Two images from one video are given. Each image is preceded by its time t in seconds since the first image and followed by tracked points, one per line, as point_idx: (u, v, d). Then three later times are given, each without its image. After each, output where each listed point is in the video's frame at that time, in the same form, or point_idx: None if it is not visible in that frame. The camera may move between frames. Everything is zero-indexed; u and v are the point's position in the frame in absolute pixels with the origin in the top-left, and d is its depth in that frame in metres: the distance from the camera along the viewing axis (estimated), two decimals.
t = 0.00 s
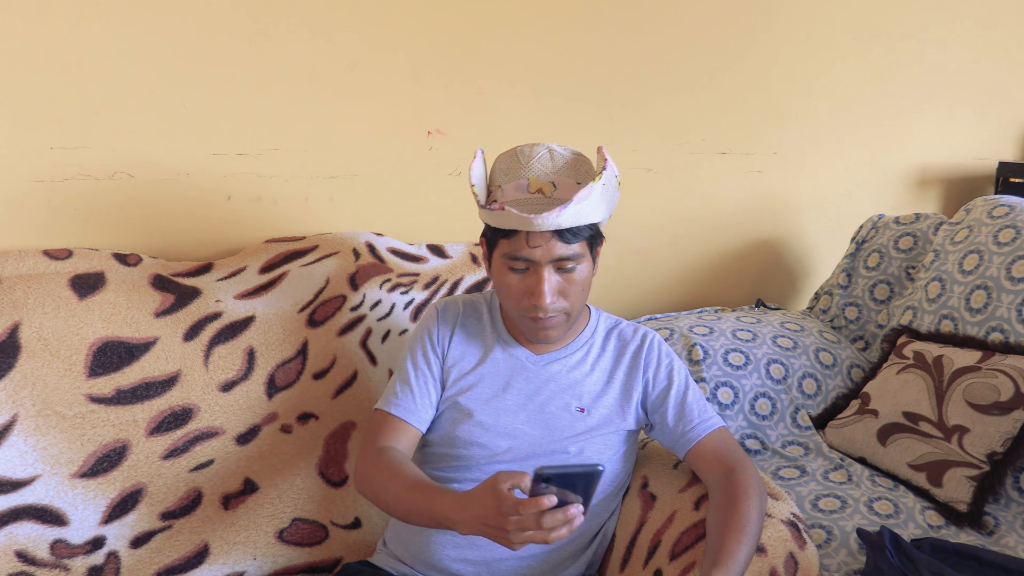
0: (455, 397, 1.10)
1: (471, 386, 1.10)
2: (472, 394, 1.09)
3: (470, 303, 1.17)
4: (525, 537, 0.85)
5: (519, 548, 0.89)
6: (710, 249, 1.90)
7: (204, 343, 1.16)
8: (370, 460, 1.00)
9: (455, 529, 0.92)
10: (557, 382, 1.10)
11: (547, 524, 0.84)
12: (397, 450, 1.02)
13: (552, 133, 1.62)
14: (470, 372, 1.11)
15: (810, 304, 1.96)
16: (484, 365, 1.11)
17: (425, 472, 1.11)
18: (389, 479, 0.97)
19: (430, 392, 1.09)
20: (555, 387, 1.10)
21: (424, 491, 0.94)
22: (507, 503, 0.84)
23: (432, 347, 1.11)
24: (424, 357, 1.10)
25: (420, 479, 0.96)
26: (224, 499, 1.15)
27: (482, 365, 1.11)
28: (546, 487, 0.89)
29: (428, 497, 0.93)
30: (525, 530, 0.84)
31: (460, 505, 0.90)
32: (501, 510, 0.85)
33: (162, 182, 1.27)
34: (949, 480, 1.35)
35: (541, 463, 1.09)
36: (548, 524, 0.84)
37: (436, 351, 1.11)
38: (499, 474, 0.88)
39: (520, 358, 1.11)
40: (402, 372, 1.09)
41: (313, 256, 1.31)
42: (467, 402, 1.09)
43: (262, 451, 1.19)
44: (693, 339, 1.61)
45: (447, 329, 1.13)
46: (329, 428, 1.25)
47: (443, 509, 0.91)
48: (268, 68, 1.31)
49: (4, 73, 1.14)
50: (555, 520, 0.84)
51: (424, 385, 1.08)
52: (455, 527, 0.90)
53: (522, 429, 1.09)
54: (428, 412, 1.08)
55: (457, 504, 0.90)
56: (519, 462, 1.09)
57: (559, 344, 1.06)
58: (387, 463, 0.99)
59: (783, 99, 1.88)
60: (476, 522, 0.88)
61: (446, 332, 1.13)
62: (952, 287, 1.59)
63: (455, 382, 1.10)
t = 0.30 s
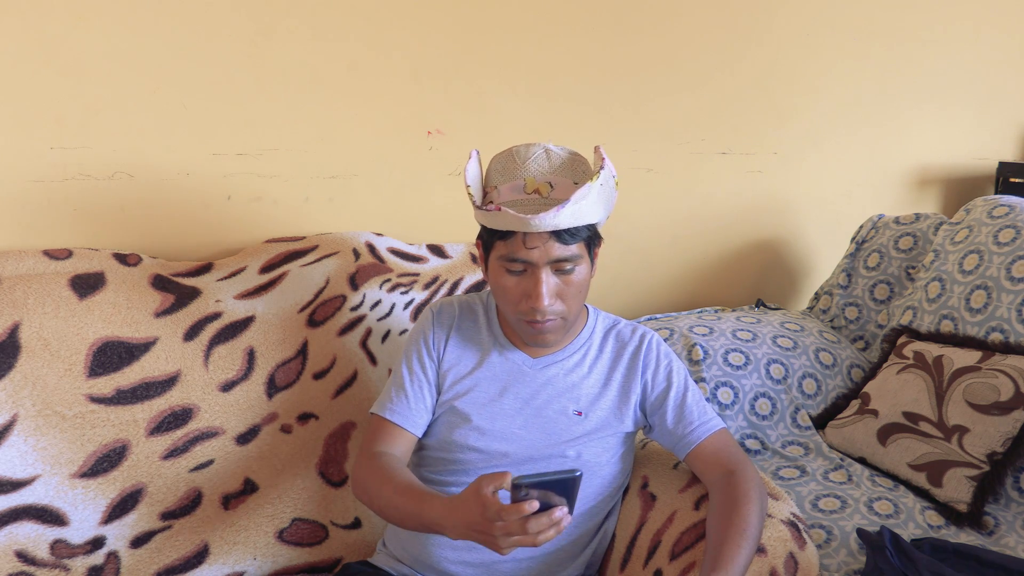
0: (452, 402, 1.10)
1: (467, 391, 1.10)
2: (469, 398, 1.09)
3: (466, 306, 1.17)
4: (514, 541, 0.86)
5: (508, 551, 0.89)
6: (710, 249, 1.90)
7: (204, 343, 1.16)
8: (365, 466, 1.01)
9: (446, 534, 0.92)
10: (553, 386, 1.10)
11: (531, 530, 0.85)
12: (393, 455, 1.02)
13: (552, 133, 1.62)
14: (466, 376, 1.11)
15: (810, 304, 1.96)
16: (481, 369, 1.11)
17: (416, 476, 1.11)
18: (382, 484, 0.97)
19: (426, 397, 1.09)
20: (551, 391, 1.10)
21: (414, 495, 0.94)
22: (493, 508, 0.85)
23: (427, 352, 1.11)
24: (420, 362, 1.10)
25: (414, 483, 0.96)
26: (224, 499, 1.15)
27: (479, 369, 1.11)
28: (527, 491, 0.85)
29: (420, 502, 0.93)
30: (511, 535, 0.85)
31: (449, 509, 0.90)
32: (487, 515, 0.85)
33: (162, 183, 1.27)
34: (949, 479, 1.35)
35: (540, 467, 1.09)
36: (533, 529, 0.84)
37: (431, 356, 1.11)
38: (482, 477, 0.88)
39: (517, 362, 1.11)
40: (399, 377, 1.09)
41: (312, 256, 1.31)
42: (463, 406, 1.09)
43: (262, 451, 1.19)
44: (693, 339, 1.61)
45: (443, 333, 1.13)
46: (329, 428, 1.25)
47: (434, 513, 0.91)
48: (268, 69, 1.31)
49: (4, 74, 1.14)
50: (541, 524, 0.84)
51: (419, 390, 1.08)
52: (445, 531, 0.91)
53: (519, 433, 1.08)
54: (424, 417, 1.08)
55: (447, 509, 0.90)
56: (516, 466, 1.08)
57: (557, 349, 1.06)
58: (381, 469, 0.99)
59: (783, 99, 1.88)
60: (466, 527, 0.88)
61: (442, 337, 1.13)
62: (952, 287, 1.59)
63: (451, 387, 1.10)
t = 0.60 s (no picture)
0: (454, 401, 1.10)
1: (469, 391, 1.10)
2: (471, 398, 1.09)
3: (468, 305, 1.17)
4: (519, 547, 0.86)
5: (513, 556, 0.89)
6: (710, 249, 1.90)
7: (204, 343, 1.16)
8: (368, 466, 1.01)
9: (449, 535, 0.92)
10: (555, 386, 1.10)
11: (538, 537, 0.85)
12: (395, 454, 1.02)
13: (552, 133, 1.62)
14: (468, 376, 1.10)
15: (810, 304, 1.96)
16: (482, 369, 1.10)
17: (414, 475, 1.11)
18: (386, 484, 0.97)
19: (428, 396, 1.09)
20: (553, 391, 1.10)
21: (419, 495, 0.94)
22: (502, 511, 0.85)
23: (430, 351, 1.11)
24: (422, 361, 1.10)
25: (418, 484, 0.96)
26: (224, 499, 1.15)
27: (481, 369, 1.10)
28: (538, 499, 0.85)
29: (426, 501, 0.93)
30: (518, 540, 0.85)
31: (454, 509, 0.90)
32: (494, 520, 0.85)
33: (162, 183, 1.27)
34: (949, 479, 1.35)
35: (541, 467, 1.09)
36: (540, 535, 0.85)
37: (433, 355, 1.11)
38: (493, 481, 0.88)
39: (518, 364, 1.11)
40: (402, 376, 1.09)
41: (313, 256, 1.31)
42: (465, 406, 1.09)
43: (262, 451, 1.19)
44: (693, 339, 1.61)
45: (445, 333, 1.13)
46: (329, 428, 1.25)
47: (439, 513, 0.91)
48: (268, 69, 1.31)
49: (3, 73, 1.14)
50: (548, 531, 0.85)
51: (422, 390, 1.08)
52: (449, 532, 0.91)
53: (520, 433, 1.08)
54: (426, 416, 1.08)
55: (452, 511, 0.90)
56: (517, 467, 1.08)
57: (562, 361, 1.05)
58: (384, 469, 0.99)
59: (784, 99, 1.88)
60: (473, 530, 0.88)
61: (446, 336, 1.13)
62: (952, 287, 1.59)
63: (453, 386, 1.10)
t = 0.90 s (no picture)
0: (454, 401, 1.10)
1: (469, 391, 1.10)
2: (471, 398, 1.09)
3: (469, 306, 1.17)
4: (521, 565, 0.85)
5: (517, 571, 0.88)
6: (710, 249, 1.90)
7: (204, 343, 1.16)
8: (371, 471, 1.01)
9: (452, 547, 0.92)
10: (555, 386, 1.10)
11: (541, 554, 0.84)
12: (398, 459, 1.02)
13: (552, 133, 1.62)
14: (468, 376, 1.10)
15: (810, 304, 1.96)
16: (483, 369, 1.10)
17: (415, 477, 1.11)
18: (391, 494, 0.97)
19: (429, 396, 1.09)
20: (553, 391, 1.10)
21: (423, 506, 0.94)
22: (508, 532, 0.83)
23: (431, 352, 1.11)
24: (423, 362, 1.10)
25: (423, 494, 0.96)
26: (224, 499, 1.15)
27: (482, 369, 1.10)
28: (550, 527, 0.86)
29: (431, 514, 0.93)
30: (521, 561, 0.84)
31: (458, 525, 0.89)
32: (499, 541, 0.84)
33: (162, 183, 1.27)
34: (949, 480, 1.35)
35: (541, 466, 1.09)
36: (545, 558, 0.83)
37: (434, 356, 1.11)
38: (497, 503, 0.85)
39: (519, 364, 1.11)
40: (404, 377, 1.09)
41: (313, 256, 1.31)
42: (465, 406, 1.09)
43: (262, 451, 1.19)
44: (693, 339, 1.61)
45: (446, 333, 1.13)
46: (329, 428, 1.25)
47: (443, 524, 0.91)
48: (268, 69, 1.31)
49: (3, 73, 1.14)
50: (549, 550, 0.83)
51: (423, 390, 1.08)
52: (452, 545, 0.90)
53: (520, 433, 1.08)
54: (426, 416, 1.08)
55: (456, 524, 0.90)
56: (518, 467, 1.08)
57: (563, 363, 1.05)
58: (387, 476, 0.99)
59: (784, 99, 1.88)
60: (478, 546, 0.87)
61: (446, 336, 1.13)
62: (952, 287, 1.59)
63: (454, 387, 1.10)
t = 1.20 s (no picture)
0: (454, 401, 1.10)
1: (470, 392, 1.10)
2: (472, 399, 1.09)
3: (469, 307, 1.17)
4: None
5: None
6: (710, 249, 1.90)
7: (204, 343, 1.16)
8: (371, 476, 1.00)
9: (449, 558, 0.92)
10: (555, 386, 1.10)
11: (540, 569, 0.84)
12: (398, 461, 1.02)
13: (552, 133, 1.62)
14: (468, 376, 1.10)
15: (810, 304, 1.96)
16: (483, 369, 1.10)
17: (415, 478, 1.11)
18: (391, 500, 0.96)
19: (430, 397, 1.09)
20: (553, 391, 1.10)
21: (425, 516, 0.94)
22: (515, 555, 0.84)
23: (432, 353, 1.11)
24: (423, 363, 1.10)
25: (423, 502, 0.96)
26: (223, 499, 1.15)
27: (482, 369, 1.10)
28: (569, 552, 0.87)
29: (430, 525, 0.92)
30: None
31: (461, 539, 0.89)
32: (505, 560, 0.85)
33: (163, 183, 1.27)
34: (949, 480, 1.35)
35: (542, 466, 1.09)
36: None
37: (435, 357, 1.11)
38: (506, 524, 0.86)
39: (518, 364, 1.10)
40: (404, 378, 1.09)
41: (313, 256, 1.31)
42: (465, 406, 1.09)
43: (262, 451, 1.19)
44: (693, 339, 1.61)
45: (446, 333, 1.13)
46: (329, 428, 1.25)
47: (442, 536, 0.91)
48: (268, 69, 1.31)
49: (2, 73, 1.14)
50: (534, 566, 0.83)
51: (424, 391, 1.08)
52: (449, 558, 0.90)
53: (520, 433, 1.08)
54: (427, 417, 1.08)
55: (455, 538, 0.89)
56: (518, 467, 1.08)
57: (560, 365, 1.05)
58: (388, 481, 0.98)
59: (784, 99, 1.88)
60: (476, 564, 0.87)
61: (447, 337, 1.13)
62: (952, 287, 1.59)
63: (455, 387, 1.10)
